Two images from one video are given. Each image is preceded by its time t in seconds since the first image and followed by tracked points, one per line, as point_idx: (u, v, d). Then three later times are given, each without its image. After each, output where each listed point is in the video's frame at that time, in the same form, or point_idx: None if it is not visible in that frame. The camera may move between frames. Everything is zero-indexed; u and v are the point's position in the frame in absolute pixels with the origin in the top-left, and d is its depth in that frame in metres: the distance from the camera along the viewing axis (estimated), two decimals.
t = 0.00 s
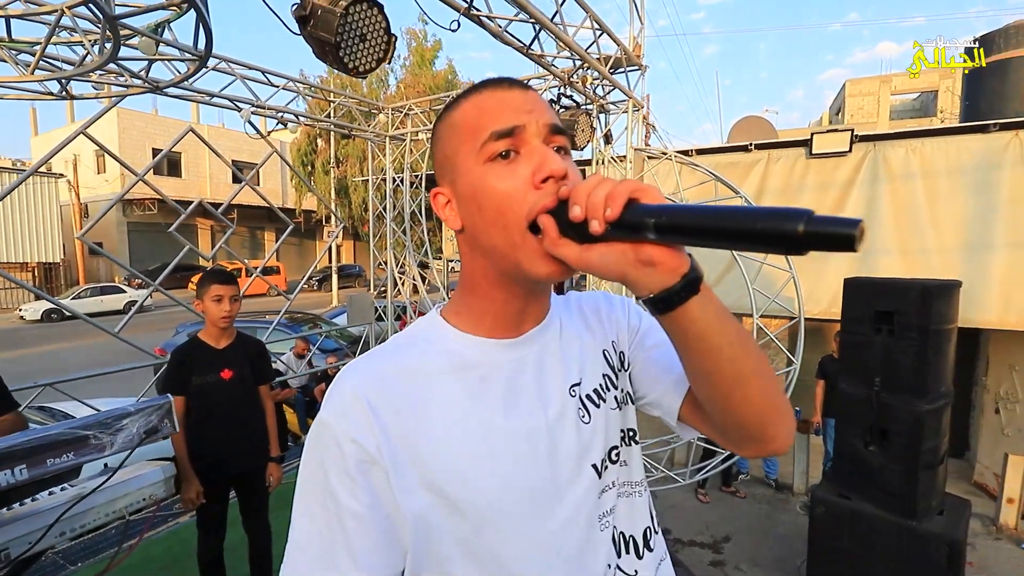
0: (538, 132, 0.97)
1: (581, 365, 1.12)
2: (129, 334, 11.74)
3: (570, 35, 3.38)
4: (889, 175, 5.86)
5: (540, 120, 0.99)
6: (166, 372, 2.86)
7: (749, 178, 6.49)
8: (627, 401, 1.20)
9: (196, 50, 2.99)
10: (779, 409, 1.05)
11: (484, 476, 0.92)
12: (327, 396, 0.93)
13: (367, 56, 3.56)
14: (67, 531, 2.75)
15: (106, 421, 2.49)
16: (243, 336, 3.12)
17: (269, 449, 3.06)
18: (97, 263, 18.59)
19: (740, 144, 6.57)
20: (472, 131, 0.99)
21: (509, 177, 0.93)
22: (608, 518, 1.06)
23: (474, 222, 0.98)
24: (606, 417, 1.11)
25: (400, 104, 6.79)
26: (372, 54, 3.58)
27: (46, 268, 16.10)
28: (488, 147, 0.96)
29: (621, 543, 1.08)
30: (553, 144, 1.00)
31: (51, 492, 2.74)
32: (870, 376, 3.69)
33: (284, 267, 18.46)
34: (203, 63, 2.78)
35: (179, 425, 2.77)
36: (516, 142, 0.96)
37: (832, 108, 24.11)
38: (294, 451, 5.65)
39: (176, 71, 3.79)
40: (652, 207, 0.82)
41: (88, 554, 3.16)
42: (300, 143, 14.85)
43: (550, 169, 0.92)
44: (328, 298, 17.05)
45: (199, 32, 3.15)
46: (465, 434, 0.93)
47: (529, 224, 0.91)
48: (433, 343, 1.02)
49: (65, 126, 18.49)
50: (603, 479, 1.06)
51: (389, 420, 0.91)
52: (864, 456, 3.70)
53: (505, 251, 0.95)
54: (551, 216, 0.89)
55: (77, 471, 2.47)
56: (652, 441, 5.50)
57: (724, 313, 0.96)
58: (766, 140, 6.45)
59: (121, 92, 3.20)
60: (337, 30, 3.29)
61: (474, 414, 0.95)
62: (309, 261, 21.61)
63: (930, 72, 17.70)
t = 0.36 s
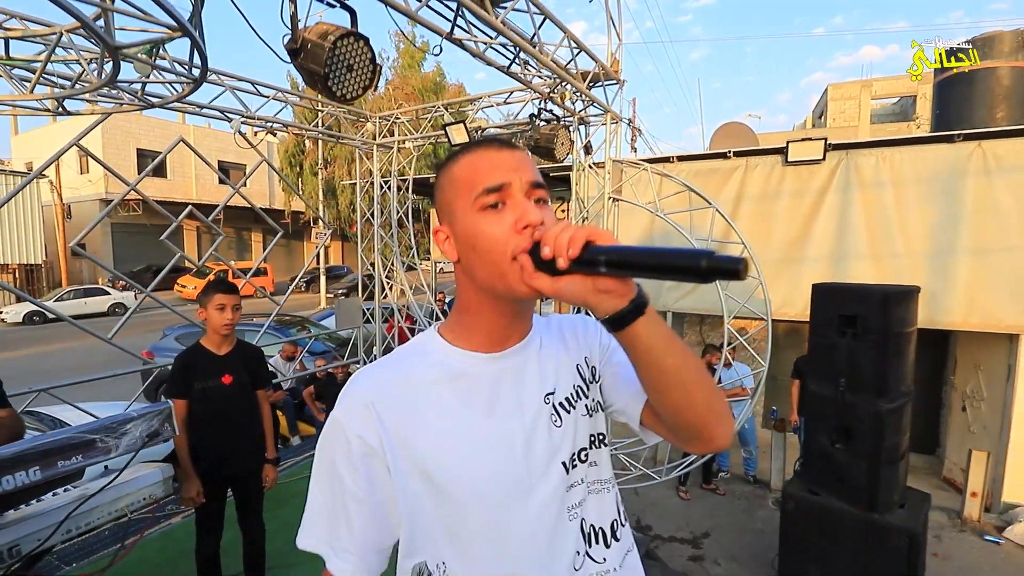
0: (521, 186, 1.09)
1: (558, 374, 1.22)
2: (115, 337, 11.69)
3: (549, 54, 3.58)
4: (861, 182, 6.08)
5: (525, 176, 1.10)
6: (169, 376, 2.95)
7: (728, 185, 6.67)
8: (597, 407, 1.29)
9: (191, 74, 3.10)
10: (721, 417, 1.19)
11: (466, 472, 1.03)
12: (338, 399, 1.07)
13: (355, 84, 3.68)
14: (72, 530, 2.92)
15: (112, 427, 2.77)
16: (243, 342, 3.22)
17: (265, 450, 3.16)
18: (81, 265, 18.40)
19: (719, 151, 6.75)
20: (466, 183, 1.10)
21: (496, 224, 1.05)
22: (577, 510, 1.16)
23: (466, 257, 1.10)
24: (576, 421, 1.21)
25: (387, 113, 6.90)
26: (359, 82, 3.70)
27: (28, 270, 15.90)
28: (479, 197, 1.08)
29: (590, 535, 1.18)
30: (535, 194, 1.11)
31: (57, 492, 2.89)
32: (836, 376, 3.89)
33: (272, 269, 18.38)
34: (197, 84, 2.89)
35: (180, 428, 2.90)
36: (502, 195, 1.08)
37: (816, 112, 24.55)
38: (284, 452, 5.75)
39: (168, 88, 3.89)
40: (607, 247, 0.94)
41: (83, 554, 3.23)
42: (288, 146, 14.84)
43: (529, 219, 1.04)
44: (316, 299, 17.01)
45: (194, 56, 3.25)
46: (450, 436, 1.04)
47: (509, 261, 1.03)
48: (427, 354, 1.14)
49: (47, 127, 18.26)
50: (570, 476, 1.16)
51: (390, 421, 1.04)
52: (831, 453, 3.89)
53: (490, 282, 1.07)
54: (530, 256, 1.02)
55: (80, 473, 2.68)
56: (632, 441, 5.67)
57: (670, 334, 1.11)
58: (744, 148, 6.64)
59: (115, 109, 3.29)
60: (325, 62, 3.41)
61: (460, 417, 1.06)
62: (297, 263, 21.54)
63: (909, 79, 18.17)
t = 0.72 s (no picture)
0: (511, 238, 1.19)
1: (527, 387, 1.35)
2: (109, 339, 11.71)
3: (532, 70, 3.74)
4: (843, 188, 6.23)
5: (515, 229, 1.20)
6: (175, 380, 3.04)
7: (714, 191, 6.82)
8: (560, 419, 1.42)
9: (190, 95, 3.23)
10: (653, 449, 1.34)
11: (447, 475, 1.15)
12: (335, 409, 1.18)
13: (344, 108, 3.79)
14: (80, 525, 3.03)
15: (119, 429, 2.76)
16: (246, 349, 3.33)
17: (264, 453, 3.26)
18: (73, 266, 18.35)
19: (706, 157, 6.89)
20: (462, 225, 1.19)
21: (483, 268, 1.16)
22: (540, 507, 1.28)
23: (451, 288, 1.21)
24: (543, 430, 1.33)
25: (378, 121, 7.02)
26: (349, 107, 3.81)
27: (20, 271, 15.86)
28: (472, 241, 1.17)
29: (551, 529, 1.30)
30: (521, 244, 1.22)
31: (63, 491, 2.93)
32: (812, 379, 4.04)
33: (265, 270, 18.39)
34: (196, 104, 3.02)
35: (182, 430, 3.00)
36: (494, 243, 1.18)
37: (806, 114, 24.77)
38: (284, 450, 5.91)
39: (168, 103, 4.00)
40: (572, 309, 1.13)
41: (83, 552, 3.31)
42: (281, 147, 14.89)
43: (512, 268, 1.17)
44: (310, 300, 17.03)
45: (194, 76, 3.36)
46: (433, 443, 1.16)
47: (490, 304, 1.16)
48: (413, 368, 1.25)
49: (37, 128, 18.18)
50: (536, 478, 1.28)
51: (381, 429, 1.16)
52: (808, 452, 4.03)
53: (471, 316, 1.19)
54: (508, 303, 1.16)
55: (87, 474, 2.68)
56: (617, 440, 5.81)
57: (612, 374, 1.25)
58: (730, 154, 6.77)
59: (117, 125, 3.40)
60: (317, 90, 3.53)
61: (442, 427, 1.18)
62: (291, 263, 21.55)
63: (896, 83, 18.40)
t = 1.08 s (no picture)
0: (493, 226, 1.19)
1: (513, 371, 1.35)
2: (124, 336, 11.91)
3: (536, 65, 3.73)
4: (857, 184, 6.08)
5: (498, 217, 1.21)
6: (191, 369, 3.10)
7: (724, 188, 6.73)
8: (546, 406, 1.42)
9: (194, 90, 3.25)
10: (635, 434, 1.33)
11: (434, 459, 1.14)
12: (317, 395, 1.15)
13: (344, 100, 3.81)
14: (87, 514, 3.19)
15: (121, 419, 2.74)
16: (260, 343, 3.38)
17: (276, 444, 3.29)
18: (91, 265, 18.70)
19: (716, 153, 6.80)
20: (444, 213, 1.18)
21: (465, 255, 1.16)
22: (529, 492, 1.29)
23: (432, 275, 1.21)
24: (530, 415, 1.32)
25: (386, 119, 7.04)
26: (348, 99, 3.83)
27: (40, 270, 16.19)
28: (455, 227, 1.17)
29: (540, 514, 1.31)
30: (504, 232, 1.22)
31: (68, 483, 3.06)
32: (822, 377, 3.97)
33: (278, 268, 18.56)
34: (200, 99, 3.05)
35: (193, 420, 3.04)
36: (476, 230, 1.18)
37: (821, 111, 24.37)
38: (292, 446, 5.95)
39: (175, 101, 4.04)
40: (551, 296, 1.10)
41: (92, 543, 3.37)
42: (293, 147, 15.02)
43: (494, 256, 1.16)
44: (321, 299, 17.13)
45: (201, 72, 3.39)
46: (419, 426, 1.15)
47: (472, 292, 1.16)
48: (397, 354, 1.24)
49: (56, 129, 18.56)
50: (524, 462, 1.28)
51: (366, 414, 1.14)
52: (818, 452, 3.96)
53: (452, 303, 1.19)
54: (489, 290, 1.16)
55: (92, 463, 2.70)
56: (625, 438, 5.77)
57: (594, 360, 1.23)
58: (740, 150, 6.67)
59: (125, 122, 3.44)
60: (317, 82, 3.54)
61: (427, 411, 1.17)
62: (303, 262, 21.73)
63: (915, 77, 18.01)
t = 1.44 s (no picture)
0: (494, 220, 1.20)
1: (519, 371, 1.35)
2: (161, 332, 12.36)
3: (558, 63, 3.70)
4: (891, 182, 5.85)
5: (498, 210, 1.21)
6: (231, 366, 3.18)
7: (751, 186, 6.56)
8: (553, 402, 1.42)
9: (222, 93, 3.34)
10: (650, 422, 1.31)
11: (440, 458, 1.15)
12: (325, 396, 1.17)
13: (365, 102, 3.88)
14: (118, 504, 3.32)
15: (151, 411, 2.84)
16: (297, 339, 3.47)
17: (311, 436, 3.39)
18: (130, 263, 19.46)
19: (744, 150, 6.64)
20: (445, 210, 1.19)
21: (468, 250, 1.17)
22: (537, 491, 1.29)
23: (437, 272, 1.22)
24: (536, 414, 1.33)
25: (410, 119, 7.11)
26: (370, 100, 3.90)
27: (83, 268, 16.93)
28: (456, 223, 1.18)
29: (548, 512, 1.32)
30: (505, 225, 1.23)
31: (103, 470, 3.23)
32: (853, 380, 3.85)
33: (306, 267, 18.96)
34: (228, 102, 3.13)
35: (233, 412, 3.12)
36: (478, 224, 1.18)
37: (856, 105, 23.56)
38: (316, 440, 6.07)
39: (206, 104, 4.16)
40: (558, 283, 1.09)
41: (127, 530, 3.49)
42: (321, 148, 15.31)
43: (497, 249, 1.16)
44: (347, 297, 17.41)
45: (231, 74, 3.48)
46: (425, 425, 1.16)
47: (478, 285, 1.16)
48: (402, 354, 1.26)
49: (99, 134, 19.37)
50: (530, 461, 1.28)
51: (372, 414, 1.15)
52: (848, 457, 3.84)
53: (458, 298, 1.20)
54: (495, 283, 1.16)
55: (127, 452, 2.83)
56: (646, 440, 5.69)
57: (605, 349, 1.22)
58: (769, 148, 6.49)
59: (160, 125, 3.56)
60: (339, 83, 3.60)
61: (433, 410, 1.18)
62: (330, 260, 22.15)
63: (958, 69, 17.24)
